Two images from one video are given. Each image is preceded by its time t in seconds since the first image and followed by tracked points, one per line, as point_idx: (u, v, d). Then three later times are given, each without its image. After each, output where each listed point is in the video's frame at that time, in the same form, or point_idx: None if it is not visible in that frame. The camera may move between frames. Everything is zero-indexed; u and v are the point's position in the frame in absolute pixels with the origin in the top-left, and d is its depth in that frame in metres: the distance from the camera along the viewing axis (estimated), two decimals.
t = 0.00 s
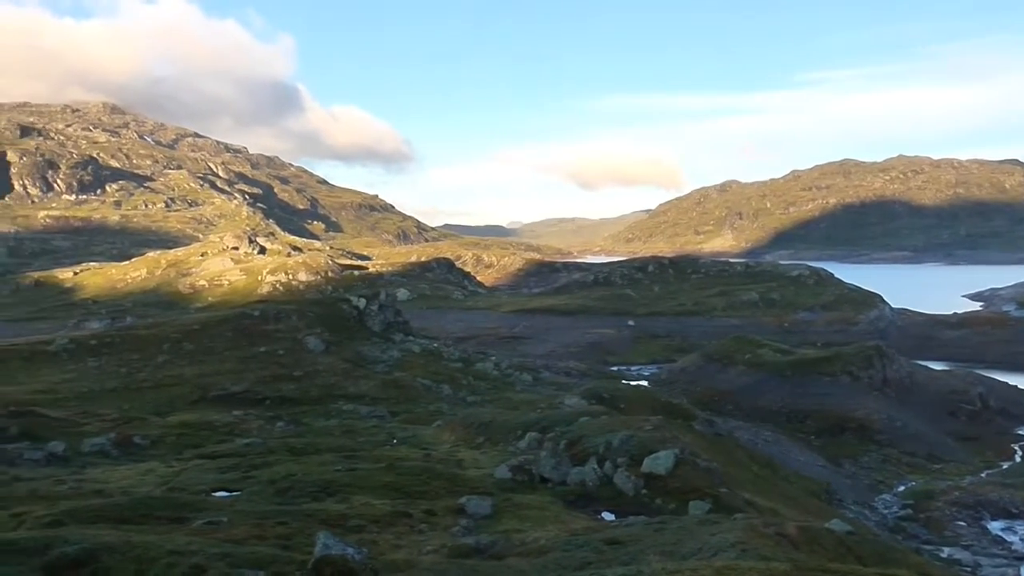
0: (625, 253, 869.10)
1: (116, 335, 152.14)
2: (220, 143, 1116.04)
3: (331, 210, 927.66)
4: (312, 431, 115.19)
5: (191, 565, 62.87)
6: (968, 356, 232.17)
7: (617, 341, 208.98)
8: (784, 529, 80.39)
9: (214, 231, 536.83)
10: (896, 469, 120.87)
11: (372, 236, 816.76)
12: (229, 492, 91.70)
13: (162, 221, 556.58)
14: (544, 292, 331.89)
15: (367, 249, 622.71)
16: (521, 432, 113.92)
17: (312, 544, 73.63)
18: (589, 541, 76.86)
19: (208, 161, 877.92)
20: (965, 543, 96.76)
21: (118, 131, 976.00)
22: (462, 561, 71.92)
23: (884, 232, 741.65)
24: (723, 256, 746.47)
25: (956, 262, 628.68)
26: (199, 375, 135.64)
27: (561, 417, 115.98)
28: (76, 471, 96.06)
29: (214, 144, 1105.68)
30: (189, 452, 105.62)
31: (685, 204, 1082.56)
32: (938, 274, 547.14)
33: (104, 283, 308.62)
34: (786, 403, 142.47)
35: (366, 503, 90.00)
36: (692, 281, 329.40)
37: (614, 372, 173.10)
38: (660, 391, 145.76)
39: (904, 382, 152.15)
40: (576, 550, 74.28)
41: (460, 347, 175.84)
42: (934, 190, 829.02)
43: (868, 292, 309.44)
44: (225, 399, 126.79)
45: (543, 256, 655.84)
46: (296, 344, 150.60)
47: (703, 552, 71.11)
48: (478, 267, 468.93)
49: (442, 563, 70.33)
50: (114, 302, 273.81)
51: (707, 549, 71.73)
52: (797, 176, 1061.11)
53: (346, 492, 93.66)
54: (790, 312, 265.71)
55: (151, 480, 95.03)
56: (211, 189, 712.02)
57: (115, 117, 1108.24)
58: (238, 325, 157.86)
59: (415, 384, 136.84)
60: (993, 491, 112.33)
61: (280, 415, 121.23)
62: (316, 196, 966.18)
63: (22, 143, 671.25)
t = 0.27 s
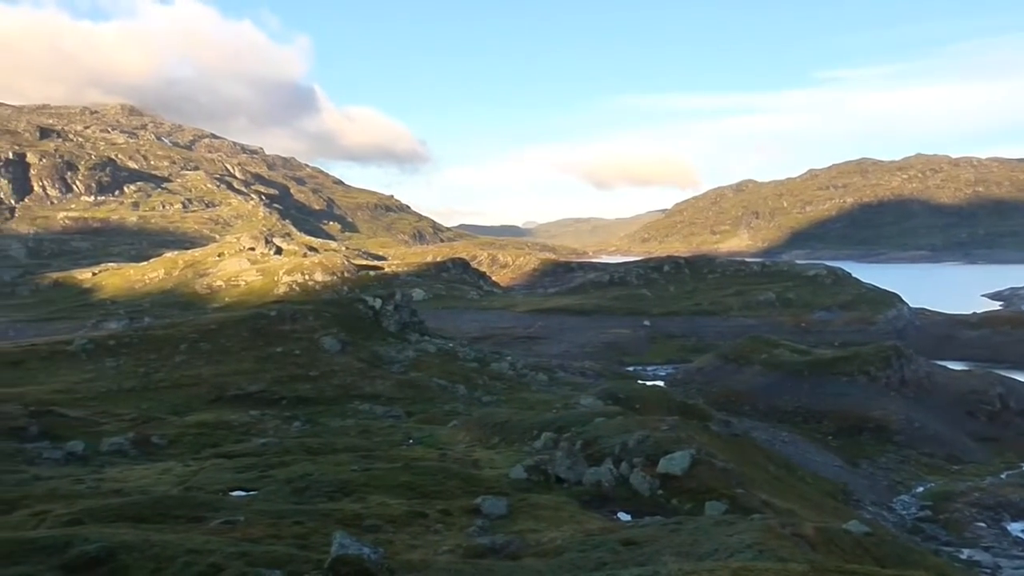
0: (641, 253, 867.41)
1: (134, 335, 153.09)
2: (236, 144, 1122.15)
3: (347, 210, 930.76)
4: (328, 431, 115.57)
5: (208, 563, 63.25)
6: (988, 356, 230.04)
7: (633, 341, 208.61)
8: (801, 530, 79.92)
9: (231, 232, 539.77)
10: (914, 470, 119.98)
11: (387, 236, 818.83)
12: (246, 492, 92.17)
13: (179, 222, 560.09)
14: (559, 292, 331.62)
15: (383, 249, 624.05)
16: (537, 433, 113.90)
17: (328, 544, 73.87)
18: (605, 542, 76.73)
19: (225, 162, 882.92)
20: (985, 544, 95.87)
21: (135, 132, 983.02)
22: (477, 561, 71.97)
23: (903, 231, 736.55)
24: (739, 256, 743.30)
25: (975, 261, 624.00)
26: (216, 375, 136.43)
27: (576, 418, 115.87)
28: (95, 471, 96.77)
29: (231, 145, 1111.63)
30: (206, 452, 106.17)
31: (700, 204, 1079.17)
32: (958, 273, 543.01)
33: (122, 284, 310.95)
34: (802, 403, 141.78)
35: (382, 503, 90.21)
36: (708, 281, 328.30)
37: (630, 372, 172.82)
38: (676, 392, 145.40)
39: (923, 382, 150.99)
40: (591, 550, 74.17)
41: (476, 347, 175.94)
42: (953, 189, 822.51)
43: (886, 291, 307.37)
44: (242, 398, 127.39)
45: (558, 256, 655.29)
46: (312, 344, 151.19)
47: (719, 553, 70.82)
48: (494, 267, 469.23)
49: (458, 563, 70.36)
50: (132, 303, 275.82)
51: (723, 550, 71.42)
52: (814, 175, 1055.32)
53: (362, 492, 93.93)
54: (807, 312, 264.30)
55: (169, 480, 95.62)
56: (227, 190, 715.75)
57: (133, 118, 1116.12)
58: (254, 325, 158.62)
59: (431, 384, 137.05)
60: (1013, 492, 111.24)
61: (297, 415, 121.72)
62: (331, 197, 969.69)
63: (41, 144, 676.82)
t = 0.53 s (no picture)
0: (653, 254, 866.21)
1: (148, 334, 153.86)
2: (249, 144, 1126.23)
3: (359, 210, 932.79)
4: (341, 430, 115.79)
5: (221, 561, 63.45)
6: (1003, 358, 228.60)
7: (646, 341, 208.32)
8: (813, 532, 79.66)
9: (244, 231, 541.62)
10: (928, 473, 119.34)
11: (399, 236, 819.99)
12: (258, 491, 92.40)
13: (193, 221, 562.35)
14: (571, 293, 331.62)
15: (395, 249, 624.79)
16: (549, 433, 113.87)
17: (340, 543, 74.01)
18: (617, 542, 76.61)
19: (238, 162, 886.11)
20: (999, 548, 95.29)
21: (150, 132, 988.02)
22: (489, 561, 71.96)
23: (917, 233, 733.35)
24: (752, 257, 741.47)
25: (990, 263, 620.92)
26: (228, 374, 136.92)
27: (588, 418, 115.80)
28: (109, 468, 97.22)
29: (244, 145, 1115.65)
30: (219, 451, 106.53)
31: (713, 205, 1076.78)
32: (973, 275, 540.49)
33: (136, 282, 312.44)
34: (815, 405, 141.26)
35: (394, 502, 90.29)
36: (720, 282, 327.55)
37: (642, 373, 172.58)
38: (688, 393, 145.13)
39: (937, 384, 150.23)
40: (603, 551, 74.05)
41: (488, 348, 175.96)
42: (967, 191, 818.70)
43: (900, 293, 306.00)
44: (255, 397, 127.78)
45: (570, 256, 654.94)
46: (324, 343, 151.52)
47: (731, 555, 70.63)
48: (506, 267, 469.39)
49: (470, 563, 70.33)
50: (146, 301, 277.12)
51: (735, 552, 71.23)
52: (827, 177, 1051.83)
53: (374, 491, 94.07)
54: (820, 313, 263.37)
55: (181, 478, 96.01)
56: (240, 189, 718.18)
57: (147, 118, 1121.76)
58: (268, 324, 159.08)
59: (442, 384, 137.16)
60: None
61: (309, 414, 121.99)
62: (344, 196, 971.99)
63: (57, 143, 679.89)
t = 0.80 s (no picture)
0: (669, 254, 864.37)
1: (165, 334, 154.86)
2: (266, 145, 1132.12)
3: (375, 210, 935.70)
4: (356, 430, 116.14)
5: (237, 561, 63.64)
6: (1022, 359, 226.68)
7: (661, 342, 207.77)
8: (831, 534, 79.10)
9: (260, 231, 544.45)
10: (947, 475, 118.34)
11: (414, 236, 821.93)
12: (274, 490, 92.71)
13: (210, 221, 565.77)
14: (587, 293, 331.39)
15: (411, 249, 626.26)
16: (564, 433, 113.73)
17: (355, 542, 74.12)
18: (633, 543, 76.39)
19: (255, 163, 890.89)
20: (1020, 551, 94.29)
21: (167, 133, 995.02)
22: (504, 561, 71.91)
23: (935, 232, 728.47)
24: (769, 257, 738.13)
25: (1010, 263, 615.99)
26: (245, 373, 137.55)
27: (604, 419, 115.61)
28: (127, 467, 97.89)
29: (260, 146, 1121.53)
30: (235, 450, 106.99)
31: (729, 205, 1072.86)
32: (993, 275, 536.51)
33: (153, 282, 314.56)
34: (832, 406, 140.46)
35: (409, 502, 90.49)
36: (736, 282, 326.41)
37: (658, 374, 172.12)
38: (704, 393, 144.68)
39: (955, 385, 149.00)
40: (618, 552, 73.86)
41: (503, 348, 176.03)
42: (986, 191, 812.80)
43: (918, 293, 304.02)
44: (271, 397, 128.28)
45: (586, 257, 654.51)
46: (340, 343, 151.98)
47: (748, 557, 70.27)
48: (521, 267, 469.60)
49: (485, 563, 70.32)
50: (164, 301, 278.99)
51: (752, 554, 70.85)
52: (845, 176, 1046.32)
53: (390, 491, 94.28)
54: (837, 313, 261.97)
55: (198, 477, 96.47)
56: (257, 190, 721.82)
57: (165, 119, 1129.95)
58: (283, 324, 159.75)
59: (457, 384, 137.38)
60: None
61: (325, 413, 122.39)
62: (359, 197, 975.32)
63: (76, 144, 685.54)
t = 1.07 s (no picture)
0: (685, 254, 861.95)
1: (183, 334, 155.84)
2: (282, 145, 1137.22)
3: (391, 210, 938.08)
4: (372, 429, 116.52)
5: (254, 559, 63.82)
6: None
7: (677, 342, 207.21)
8: (848, 535, 78.66)
9: (276, 232, 547.07)
10: (966, 476, 117.36)
11: (430, 236, 823.50)
12: (291, 489, 93.03)
13: (227, 222, 568.73)
14: (602, 292, 330.83)
15: (426, 249, 627.25)
16: (579, 433, 113.61)
17: (372, 541, 74.38)
18: (648, 543, 76.21)
19: (271, 163, 895.04)
20: None
21: (184, 134, 1001.04)
22: (519, 561, 71.92)
23: (954, 231, 723.27)
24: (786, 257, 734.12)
25: None
26: (262, 373, 138.23)
27: (619, 418, 115.48)
28: (145, 466, 98.54)
29: (276, 146, 1126.78)
30: (252, 449, 107.51)
31: (745, 205, 1068.09)
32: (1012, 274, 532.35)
33: (171, 283, 316.61)
34: (850, 406, 139.63)
35: (424, 501, 90.67)
36: (752, 282, 325.22)
37: (673, 373, 171.66)
38: (719, 393, 144.10)
39: (974, 385, 147.93)
40: (633, 552, 73.67)
41: (518, 347, 176.02)
42: (1006, 189, 806.60)
43: (936, 293, 302.06)
44: (287, 397, 128.79)
45: (602, 257, 653.93)
46: (356, 343, 152.54)
47: (765, 557, 70.02)
48: (536, 266, 469.74)
49: (501, 562, 70.33)
50: (181, 301, 280.76)
51: (769, 554, 70.58)
52: (862, 175, 1040.06)
53: (405, 490, 94.50)
54: (854, 313, 260.57)
55: (215, 476, 97.09)
56: (273, 190, 724.97)
57: (182, 120, 1137.14)
58: (300, 324, 160.40)
59: (473, 383, 137.54)
60: None
61: (340, 413, 122.77)
62: (375, 197, 978.11)
63: (94, 146, 690.65)
